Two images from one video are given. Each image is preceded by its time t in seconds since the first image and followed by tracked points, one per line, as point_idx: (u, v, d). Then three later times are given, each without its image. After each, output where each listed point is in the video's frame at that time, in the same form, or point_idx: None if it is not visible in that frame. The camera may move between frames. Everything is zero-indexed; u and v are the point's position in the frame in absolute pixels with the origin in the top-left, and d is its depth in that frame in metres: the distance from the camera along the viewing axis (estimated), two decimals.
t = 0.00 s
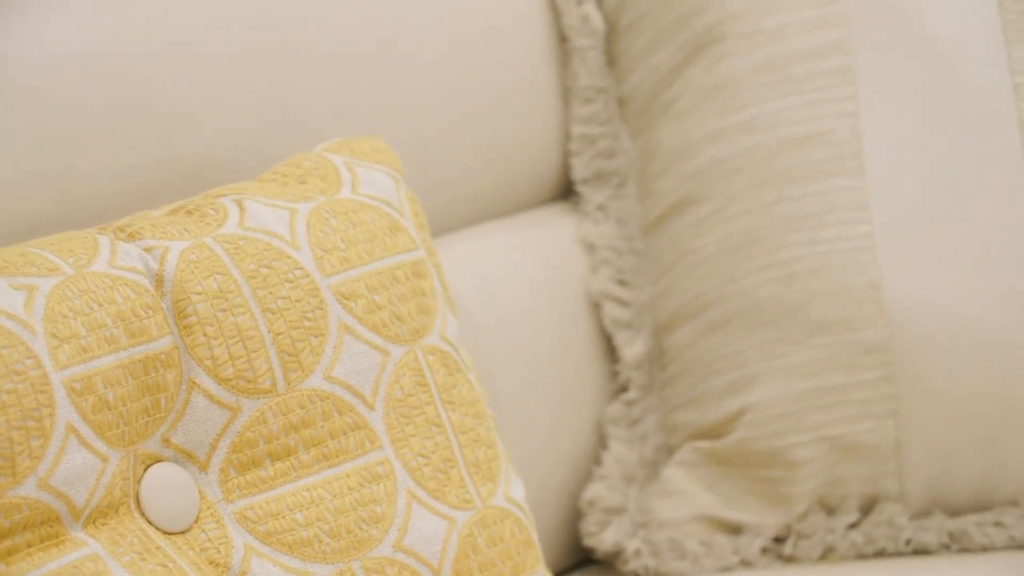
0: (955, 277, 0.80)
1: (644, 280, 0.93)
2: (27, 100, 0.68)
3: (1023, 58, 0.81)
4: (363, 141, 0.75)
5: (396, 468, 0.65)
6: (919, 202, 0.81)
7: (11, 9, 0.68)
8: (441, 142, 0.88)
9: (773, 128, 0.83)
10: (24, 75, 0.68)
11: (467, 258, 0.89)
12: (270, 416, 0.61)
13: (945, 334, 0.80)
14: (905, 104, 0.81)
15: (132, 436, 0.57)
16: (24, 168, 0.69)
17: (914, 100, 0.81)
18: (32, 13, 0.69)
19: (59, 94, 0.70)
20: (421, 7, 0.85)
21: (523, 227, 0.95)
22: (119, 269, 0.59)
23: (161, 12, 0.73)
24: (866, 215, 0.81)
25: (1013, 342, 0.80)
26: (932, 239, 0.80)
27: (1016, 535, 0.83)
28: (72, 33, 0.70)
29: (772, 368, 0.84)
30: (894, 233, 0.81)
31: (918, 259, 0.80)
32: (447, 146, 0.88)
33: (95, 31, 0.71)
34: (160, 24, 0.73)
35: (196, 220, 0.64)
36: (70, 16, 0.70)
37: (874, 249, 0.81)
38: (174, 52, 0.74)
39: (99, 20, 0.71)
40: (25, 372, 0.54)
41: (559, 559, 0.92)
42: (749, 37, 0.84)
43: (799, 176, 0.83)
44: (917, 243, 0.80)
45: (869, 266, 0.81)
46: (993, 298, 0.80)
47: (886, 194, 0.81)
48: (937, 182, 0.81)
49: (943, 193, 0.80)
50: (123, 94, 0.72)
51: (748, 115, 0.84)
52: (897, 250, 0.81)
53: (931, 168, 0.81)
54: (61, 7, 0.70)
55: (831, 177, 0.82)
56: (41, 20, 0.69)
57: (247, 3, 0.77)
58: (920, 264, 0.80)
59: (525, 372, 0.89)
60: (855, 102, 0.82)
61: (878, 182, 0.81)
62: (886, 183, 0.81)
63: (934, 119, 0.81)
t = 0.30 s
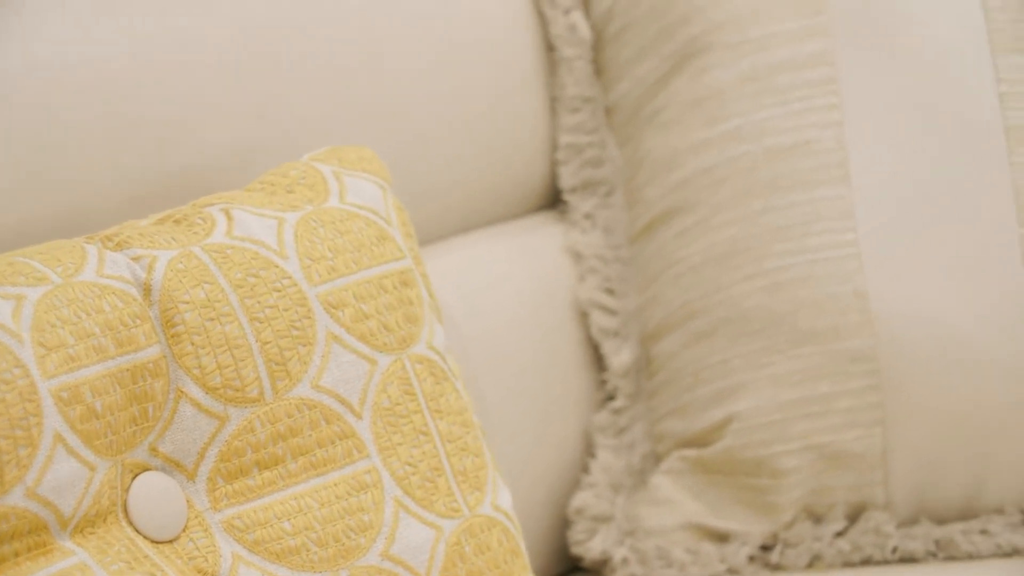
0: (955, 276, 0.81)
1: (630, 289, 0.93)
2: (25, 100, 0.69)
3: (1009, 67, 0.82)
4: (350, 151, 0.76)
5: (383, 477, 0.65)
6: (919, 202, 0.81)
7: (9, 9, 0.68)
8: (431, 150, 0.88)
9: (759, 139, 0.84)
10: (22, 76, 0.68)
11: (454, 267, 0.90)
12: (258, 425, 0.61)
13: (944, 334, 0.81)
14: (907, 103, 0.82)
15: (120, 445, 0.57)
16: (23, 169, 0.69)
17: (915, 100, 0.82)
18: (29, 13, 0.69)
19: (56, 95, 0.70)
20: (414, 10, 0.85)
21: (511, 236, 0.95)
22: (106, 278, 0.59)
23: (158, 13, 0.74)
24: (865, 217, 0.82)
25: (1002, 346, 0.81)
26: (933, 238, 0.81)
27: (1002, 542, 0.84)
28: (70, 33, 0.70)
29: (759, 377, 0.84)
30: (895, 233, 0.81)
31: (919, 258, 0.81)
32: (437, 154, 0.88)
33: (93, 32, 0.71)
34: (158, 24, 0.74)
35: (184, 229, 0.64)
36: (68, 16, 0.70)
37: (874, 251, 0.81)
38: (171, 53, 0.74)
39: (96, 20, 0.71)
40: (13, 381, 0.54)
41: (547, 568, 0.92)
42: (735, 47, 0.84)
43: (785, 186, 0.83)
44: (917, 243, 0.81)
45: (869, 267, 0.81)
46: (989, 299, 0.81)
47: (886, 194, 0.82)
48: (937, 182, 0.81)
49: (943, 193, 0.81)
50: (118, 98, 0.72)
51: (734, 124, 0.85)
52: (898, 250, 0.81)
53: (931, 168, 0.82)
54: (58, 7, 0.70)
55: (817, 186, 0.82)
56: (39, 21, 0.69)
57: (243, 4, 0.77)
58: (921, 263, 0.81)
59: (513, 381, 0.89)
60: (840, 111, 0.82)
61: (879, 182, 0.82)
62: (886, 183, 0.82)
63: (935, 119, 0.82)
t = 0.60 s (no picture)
0: (955, 276, 0.82)
1: (616, 301, 0.94)
2: (24, 100, 0.69)
3: (991, 80, 0.83)
4: (337, 164, 0.76)
5: (369, 488, 0.65)
6: (919, 202, 0.82)
7: (9, 9, 0.69)
8: (421, 161, 0.88)
9: (745, 151, 0.84)
10: (22, 75, 0.69)
11: (441, 279, 0.90)
12: (244, 437, 0.61)
13: (943, 333, 0.82)
14: (907, 103, 0.83)
15: (106, 458, 0.57)
16: (23, 167, 0.70)
17: (915, 100, 0.83)
18: (29, 13, 0.70)
19: (56, 95, 0.70)
20: (409, 15, 0.87)
21: (498, 248, 0.95)
22: (93, 291, 0.59)
23: (158, 13, 0.75)
24: (865, 217, 0.82)
25: (987, 357, 0.82)
26: (932, 238, 0.82)
27: (986, 553, 0.86)
28: (70, 32, 0.71)
29: (744, 389, 0.84)
30: (895, 233, 0.82)
31: (919, 257, 0.82)
32: (427, 165, 0.89)
33: (93, 31, 0.72)
34: (158, 25, 0.75)
35: (170, 242, 0.64)
36: (68, 15, 0.71)
37: (872, 254, 0.82)
38: (169, 56, 0.75)
39: (96, 20, 0.72)
40: None
41: None
42: (721, 59, 0.85)
43: (770, 198, 0.84)
44: (917, 243, 0.82)
45: (863, 272, 0.82)
46: (989, 300, 0.82)
47: (887, 194, 0.82)
48: (938, 182, 0.82)
49: (944, 193, 0.82)
50: (117, 101, 0.73)
51: (720, 136, 0.85)
52: (898, 250, 0.82)
53: (932, 168, 0.82)
54: (58, 7, 0.71)
55: (803, 198, 0.83)
56: (39, 21, 0.70)
57: (243, 4, 0.78)
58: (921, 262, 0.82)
59: (500, 393, 0.89)
60: (826, 123, 0.83)
61: (880, 182, 0.83)
62: (886, 183, 0.82)
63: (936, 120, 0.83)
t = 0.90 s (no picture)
0: (954, 276, 0.83)
1: (603, 310, 0.94)
2: (24, 100, 0.70)
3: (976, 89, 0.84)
4: (325, 173, 0.76)
5: (358, 497, 0.65)
6: (918, 202, 0.83)
7: (9, 8, 0.70)
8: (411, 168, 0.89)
9: (732, 160, 0.85)
10: (26, 75, 0.70)
11: (429, 288, 0.91)
12: (232, 446, 0.61)
13: (940, 333, 0.83)
14: (905, 104, 0.84)
15: (94, 466, 0.57)
16: (23, 168, 0.70)
17: (912, 101, 0.84)
18: (27, 12, 0.70)
19: (54, 94, 0.71)
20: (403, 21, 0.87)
21: (486, 256, 0.96)
22: (81, 300, 0.59)
23: (157, 13, 0.75)
24: (864, 218, 0.83)
25: (973, 364, 0.83)
26: (930, 238, 0.83)
27: (973, 561, 0.86)
28: (69, 32, 0.71)
29: (731, 398, 0.85)
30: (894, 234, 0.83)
31: (916, 259, 0.83)
32: (417, 173, 0.90)
33: (93, 31, 0.73)
34: (158, 26, 0.75)
35: (159, 251, 0.65)
36: (68, 15, 0.72)
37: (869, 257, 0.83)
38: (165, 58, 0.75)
39: (96, 19, 0.73)
40: None
41: None
42: (706, 69, 0.85)
43: (758, 206, 0.84)
44: (916, 244, 0.83)
45: (852, 279, 0.83)
46: (986, 300, 0.83)
47: (886, 195, 0.83)
48: (937, 183, 0.83)
49: (943, 193, 0.83)
50: (117, 103, 0.73)
51: (708, 145, 0.86)
52: (897, 250, 0.83)
53: (931, 169, 0.84)
54: (57, 7, 0.71)
55: (790, 207, 0.83)
56: (37, 20, 0.70)
57: (242, 7, 0.79)
58: (916, 265, 0.83)
59: (487, 401, 0.90)
60: (813, 132, 0.84)
61: (880, 183, 0.83)
62: (886, 184, 0.83)
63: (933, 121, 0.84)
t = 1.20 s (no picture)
0: (954, 275, 0.84)
1: (591, 317, 0.95)
2: (24, 99, 0.70)
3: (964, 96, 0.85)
4: (313, 180, 0.76)
5: (346, 504, 0.65)
6: (919, 201, 0.84)
7: (10, 8, 0.70)
8: (402, 174, 0.89)
9: (720, 166, 0.85)
10: (27, 74, 0.70)
11: (417, 295, 0.91)
12: (221, 453, 0.62)
13: (940, 333, 0.83)
14: (904, 105, 0.84)
15: (83, 474, 0.57)
16: (26, 168, 0.70)
17: (910, 103, 0.84)
18: (28, 12, 0.71)
19: (53, 95, 0.71)
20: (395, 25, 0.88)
21: (475, 264, 0.96)
22: (70, 307, 0.59)
23: (157, 13, 0.76)
24: (864, 219, 0.84)
25: (964, 368, 0.84)
26: (930, 239, 0.84)
27: (960, 567, 0.86)
28: (69, 32, 0.72)
29: (717, 404, 0.85)
30: (894, 234, 0.84)
31: (916, 258, 0.83)
32: (408, 180, 0.90)
33: (93, 31, 0.73)
34: (157, 27, 0.76)
35: (147, 258, 0.65)
36: (68, 15, 0.72)
37: (867, 258, 0.83)
38: (163, 59, 0.76)
39: (96, 19, 0.73)
40: None
41: None
42: (693, 76, 0.86)
43: (746, 213, 0.85)
44: (916, 244, 0.84)
45: (843, 285, 0.83)
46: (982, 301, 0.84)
47: (886, 194, 0.84)
48: (937, 183, 0.84)
49: (943, 193, 0.84)
50: (115, 105, 0.74)
51: (696, 152, 0.86)
52: (897, 250, 0.83)
53: (931, 169, 0.84)
54: (59, 6, 0.72)
55: (779, 213, 0.84)
56: (38, 19, 0.71)
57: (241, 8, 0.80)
58: (916, 264, 0.83)
59: (476, 408, 0.90)
60: (801, 139, 0.84)
61: (880, 183, 0.84)
62: (886, 184, 0.84)
63: (932, 122, 0.84)
